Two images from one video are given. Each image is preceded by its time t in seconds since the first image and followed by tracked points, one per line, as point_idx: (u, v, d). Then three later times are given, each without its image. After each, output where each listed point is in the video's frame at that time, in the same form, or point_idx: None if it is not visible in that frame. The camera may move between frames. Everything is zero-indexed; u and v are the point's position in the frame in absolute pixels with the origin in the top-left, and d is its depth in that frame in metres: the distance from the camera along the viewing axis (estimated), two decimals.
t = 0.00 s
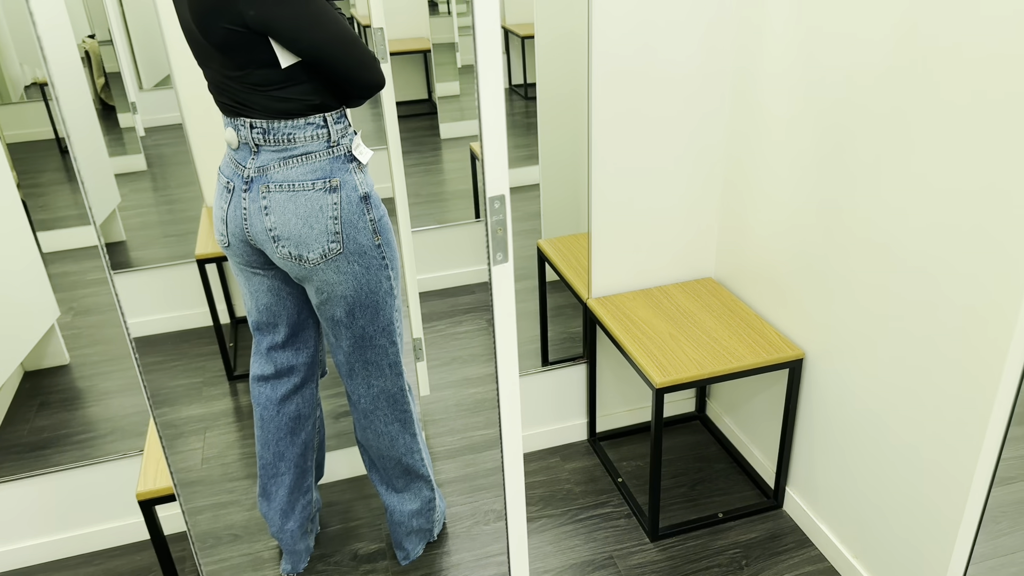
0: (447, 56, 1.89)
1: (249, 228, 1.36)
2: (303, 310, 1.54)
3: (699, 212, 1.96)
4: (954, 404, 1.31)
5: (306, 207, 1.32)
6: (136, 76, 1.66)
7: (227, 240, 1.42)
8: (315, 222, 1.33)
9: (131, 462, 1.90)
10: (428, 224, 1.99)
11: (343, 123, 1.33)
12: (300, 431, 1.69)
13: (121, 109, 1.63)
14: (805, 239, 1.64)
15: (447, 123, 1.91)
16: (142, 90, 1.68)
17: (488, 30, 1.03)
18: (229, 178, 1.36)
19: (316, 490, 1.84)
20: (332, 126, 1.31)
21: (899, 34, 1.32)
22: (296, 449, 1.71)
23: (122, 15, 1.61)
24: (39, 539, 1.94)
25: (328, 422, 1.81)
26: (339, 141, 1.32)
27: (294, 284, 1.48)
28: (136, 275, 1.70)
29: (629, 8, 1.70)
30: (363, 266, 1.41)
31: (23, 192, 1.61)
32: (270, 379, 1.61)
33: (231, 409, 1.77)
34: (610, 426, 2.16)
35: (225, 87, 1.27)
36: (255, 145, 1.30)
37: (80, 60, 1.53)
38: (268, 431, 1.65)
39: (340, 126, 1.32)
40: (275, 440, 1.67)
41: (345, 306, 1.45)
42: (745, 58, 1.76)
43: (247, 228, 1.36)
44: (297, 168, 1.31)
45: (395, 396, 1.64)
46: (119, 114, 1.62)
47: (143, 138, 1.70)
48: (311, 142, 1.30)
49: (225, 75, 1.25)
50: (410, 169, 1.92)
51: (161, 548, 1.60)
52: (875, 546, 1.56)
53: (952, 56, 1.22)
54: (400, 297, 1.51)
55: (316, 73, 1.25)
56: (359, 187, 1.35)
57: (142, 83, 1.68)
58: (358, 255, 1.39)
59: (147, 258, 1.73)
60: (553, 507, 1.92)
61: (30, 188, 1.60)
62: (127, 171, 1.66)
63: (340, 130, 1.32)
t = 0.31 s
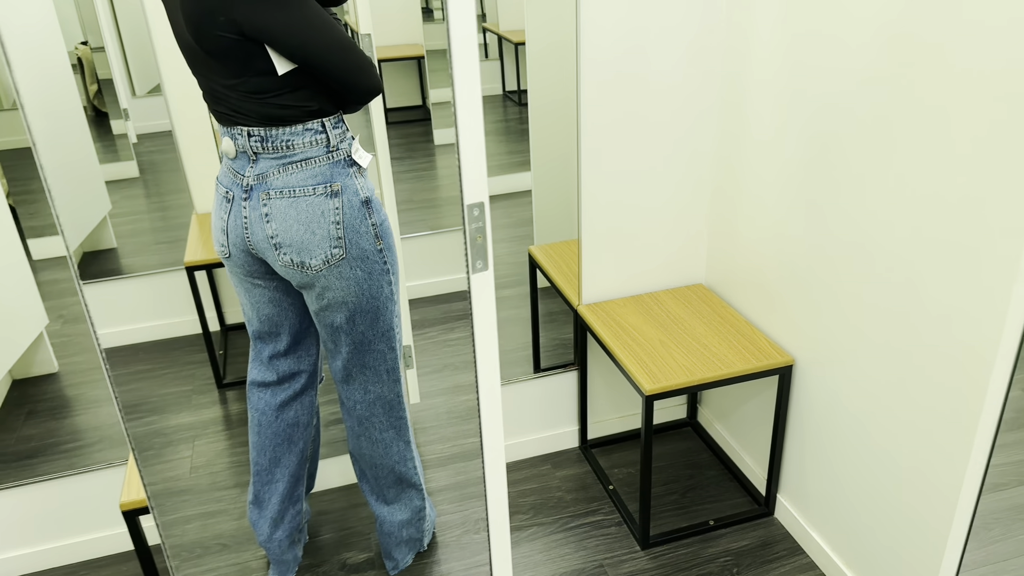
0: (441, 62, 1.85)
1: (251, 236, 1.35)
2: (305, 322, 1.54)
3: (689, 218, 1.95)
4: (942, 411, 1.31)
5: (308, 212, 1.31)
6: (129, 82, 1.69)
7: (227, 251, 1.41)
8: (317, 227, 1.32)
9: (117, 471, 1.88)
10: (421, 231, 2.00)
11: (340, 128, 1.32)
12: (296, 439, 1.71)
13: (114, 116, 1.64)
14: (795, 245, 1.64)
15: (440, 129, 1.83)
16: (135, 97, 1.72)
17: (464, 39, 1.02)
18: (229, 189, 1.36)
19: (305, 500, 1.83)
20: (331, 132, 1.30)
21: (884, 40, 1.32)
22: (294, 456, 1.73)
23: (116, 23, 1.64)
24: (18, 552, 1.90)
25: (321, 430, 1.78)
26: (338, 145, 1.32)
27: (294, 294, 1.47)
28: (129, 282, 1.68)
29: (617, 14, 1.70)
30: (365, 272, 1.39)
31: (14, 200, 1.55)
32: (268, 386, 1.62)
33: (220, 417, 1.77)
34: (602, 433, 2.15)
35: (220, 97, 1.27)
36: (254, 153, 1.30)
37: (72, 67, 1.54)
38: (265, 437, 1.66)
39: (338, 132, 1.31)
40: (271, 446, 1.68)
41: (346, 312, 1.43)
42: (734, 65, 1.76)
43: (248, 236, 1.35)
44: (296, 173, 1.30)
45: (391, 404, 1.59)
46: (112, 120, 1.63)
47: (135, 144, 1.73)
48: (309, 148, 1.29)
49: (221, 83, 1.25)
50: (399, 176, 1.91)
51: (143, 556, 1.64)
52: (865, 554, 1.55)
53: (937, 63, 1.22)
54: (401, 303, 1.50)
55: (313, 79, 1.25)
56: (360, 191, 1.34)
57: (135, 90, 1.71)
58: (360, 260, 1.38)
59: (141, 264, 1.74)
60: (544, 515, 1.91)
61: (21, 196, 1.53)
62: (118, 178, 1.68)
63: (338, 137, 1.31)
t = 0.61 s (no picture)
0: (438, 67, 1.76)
1: (254, 243, 1.35)
2: (307, 325, 1.52)
3: (685, 223, 1.96)
4: (935, 416, 1.30)
5: (310, 215, 1.30)
6: (126, 88, 1.73)
7: (231, 259, 1.41)
8: (320, 231, 1.31)
9: (109, 478, 1.85)
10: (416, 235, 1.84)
11: (340, 132, 1.31)
12: (292, 444, 1.70)
13: (110, 122, 1.68)
14: (787, 249, 1.64)
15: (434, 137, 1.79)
16: (133, 103, 1.76)
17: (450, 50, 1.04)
18: (231, 196, 1.35)
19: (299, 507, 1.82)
20: (331, 135, 1.30)
21: (875, 45, 1.32)
22: (290, 459, 1.71)
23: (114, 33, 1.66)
24: (16, 556, 1.88)
25: (316, 436, 1.77)
26: (340, 149, 1.31)
27: (296, 300, 1.46)
28: (125, 288, 1.72)
29: (612, 19, 1.70)
30: (369, 276, 1.37)
31: (9, 207, 1.51)
32: (269, 389, 1.61)
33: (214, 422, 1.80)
34: (597, 437, 2.15)
35: (221, 104, 1.28)
36: (255, 160, 1.30)
37: (67, 74, 1.58)
38: (262, 440, 1.65)
39: (340, 135, 1.31)
40: (268, 450, 1.67)
41: (348, 316, 1.41)
42: (728, 73, 1.76)
43: (252, 243, 1.35)
44: (299, 177, 1.29)
45: (390, 407, 1.58)
46: (108, 126, 1.68)
47: (132, 150, 1.76)
48: (311, 152, 1.29)
49: (221, 89, 1.25)
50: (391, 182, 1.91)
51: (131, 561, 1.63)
52: (859, 558, 1.54)
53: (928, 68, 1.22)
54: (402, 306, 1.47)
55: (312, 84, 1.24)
56: (363, 194, 1.32)
57: (132, 96, 1.75)
58: (364, 264, 1.36)
59: (136, 269, 1.77)
60: (539, 521, 1.90)
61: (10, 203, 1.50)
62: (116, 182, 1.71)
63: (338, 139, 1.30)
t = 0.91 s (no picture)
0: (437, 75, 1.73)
1: (256, 249, 1.35)
2: (306, 330, 1.54)
3: (684, 227, 1.96)
4: (933, 421, 1.30)
5: (312, 222, 1.31)
6: (127, 95, 1.73)
7: (232, 265, 1.41)
8: (321, 237, 1.32)
9: (108, 483, 1.85)
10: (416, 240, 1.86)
11: (342, 138, 1.32)
12: (292, 450, 1.68)
13: (112, 128, 1.70)
14: (785, 254, 1.64)
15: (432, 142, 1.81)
16: (134, 109, 1.76)
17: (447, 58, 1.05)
18: (233, 202, 1.36)
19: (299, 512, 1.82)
20: (332, 141, 1.30)
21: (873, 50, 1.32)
22: (290, 465, 1.70)
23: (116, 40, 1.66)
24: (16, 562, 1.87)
25: (315, 442, 1.76)
26: (341, 155, 1.31)
27: (296, 305, 1.47)
28: (125, 294, 1.71)
29: (611, 25, 1.71)
30: (370, 280, 1.37)
31: (10, 212, 1.50)
32: (271, 396, 1.61)
33: (214, 428, 1.80)
34: (596, 442, 2.15)
35: (223, 109, 1.28)
36: (257, 166, 1.30)
37: (69, 82, 1.60)
38: (262, 445, 1.64)
39: (341, 141, 1.31)
40: (267, 455, 1.66)
41: (349, 321, 1.42)
42: (727, 78, 1.76)
43: (254, 248, 1.36)
44: (300, 184, 1.30)
45: (391, 413, 1.57)
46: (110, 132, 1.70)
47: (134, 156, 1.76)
48: (312, 158, 1.29)
49: (224, 94, 1.26)
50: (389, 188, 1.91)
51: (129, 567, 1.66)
52: (858, 564, 1.54)
53: (924, 73, 1.23)
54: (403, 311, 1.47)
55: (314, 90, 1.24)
56: (365, 200, 1.33)
57: (133, 102, 1.75)
58: (365, 270, 1.36)
59: (137, 276, 1.76)
60: (538, 526, 1.90)
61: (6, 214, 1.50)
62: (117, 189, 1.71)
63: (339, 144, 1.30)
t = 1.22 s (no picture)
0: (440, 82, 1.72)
1: (257, 258, 1.36)
2: (310, 339, 1.53)
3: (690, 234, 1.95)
4: (942, 430, 1.29)
5: (311, 233, 1.30)
6: (136, 103, 1.76)
7: (234, 273, 1.41)
8: (320, 249, 1.31)
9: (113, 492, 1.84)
10: (422, 247, 1.87)
11: (344, 148, 1.31)
12: (297, 460, 1.67)
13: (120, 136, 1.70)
14: (792, 261, 1.63)
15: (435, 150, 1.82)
16: (142, 118, 1.78)
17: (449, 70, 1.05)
18: (236, 211, 1.36)
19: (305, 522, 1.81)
20: (335, 152, 1.29)
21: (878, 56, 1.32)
22: (295, 476, 1.69)
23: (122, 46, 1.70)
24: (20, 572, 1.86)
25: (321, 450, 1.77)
26: (343, 166, 1.30)
27: (300, 314, 1.48)
28: (122, 302, 1.72)
29: (616, 31, 1.70)
30: (370, 292, 1.38)
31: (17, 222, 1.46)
32: (276, 406, 1.61)
33: (220, 436, 1.81)
34: (603, 450, 2.14)
35: (224, 116, 1.28)
36: (259, 175, 1.30)
37: (77, 88, 1.59)
38: (267, 456, 1.64)
39: (342, 152, 1.30)
40: (272, 464, 1.65)
41: (350, 332, 1.42)
42: (733, 84, 1.76)
43: (254, 258, 1.36)
44: (301, 195, 1.29)
45: (394, 421, 1.58)
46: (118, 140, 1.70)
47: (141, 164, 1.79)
48: (313, 169, 1.29)
49: (223, 102, 1.26)
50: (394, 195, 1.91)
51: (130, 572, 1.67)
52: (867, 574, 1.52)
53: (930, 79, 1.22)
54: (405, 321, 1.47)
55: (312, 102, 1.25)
56: (365, 212, 1.32)
57: (141, 111, 1.78)
58: (364, 281, 1.36)
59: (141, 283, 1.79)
60: (544, 535, 1.89)
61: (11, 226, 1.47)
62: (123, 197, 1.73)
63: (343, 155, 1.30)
